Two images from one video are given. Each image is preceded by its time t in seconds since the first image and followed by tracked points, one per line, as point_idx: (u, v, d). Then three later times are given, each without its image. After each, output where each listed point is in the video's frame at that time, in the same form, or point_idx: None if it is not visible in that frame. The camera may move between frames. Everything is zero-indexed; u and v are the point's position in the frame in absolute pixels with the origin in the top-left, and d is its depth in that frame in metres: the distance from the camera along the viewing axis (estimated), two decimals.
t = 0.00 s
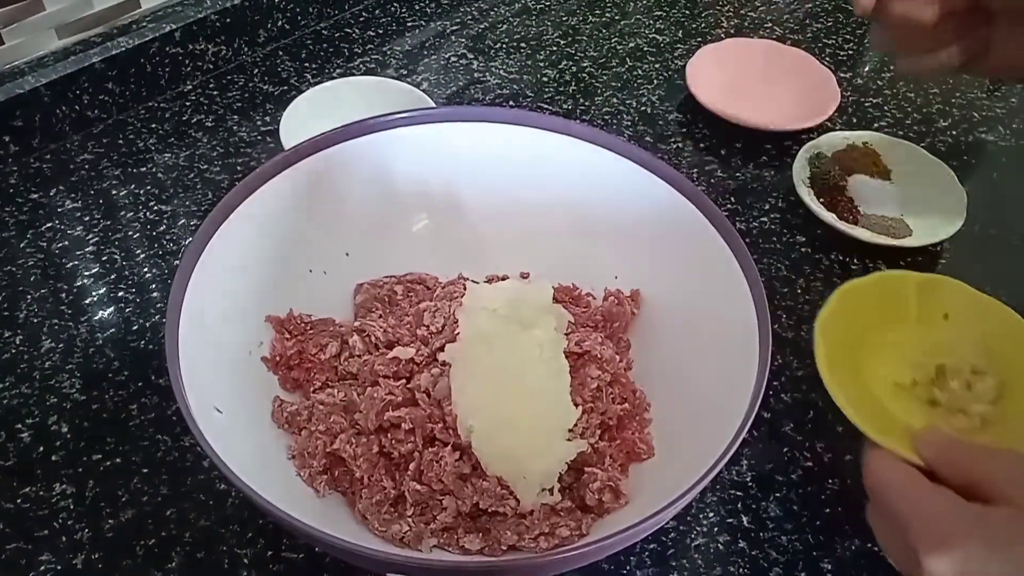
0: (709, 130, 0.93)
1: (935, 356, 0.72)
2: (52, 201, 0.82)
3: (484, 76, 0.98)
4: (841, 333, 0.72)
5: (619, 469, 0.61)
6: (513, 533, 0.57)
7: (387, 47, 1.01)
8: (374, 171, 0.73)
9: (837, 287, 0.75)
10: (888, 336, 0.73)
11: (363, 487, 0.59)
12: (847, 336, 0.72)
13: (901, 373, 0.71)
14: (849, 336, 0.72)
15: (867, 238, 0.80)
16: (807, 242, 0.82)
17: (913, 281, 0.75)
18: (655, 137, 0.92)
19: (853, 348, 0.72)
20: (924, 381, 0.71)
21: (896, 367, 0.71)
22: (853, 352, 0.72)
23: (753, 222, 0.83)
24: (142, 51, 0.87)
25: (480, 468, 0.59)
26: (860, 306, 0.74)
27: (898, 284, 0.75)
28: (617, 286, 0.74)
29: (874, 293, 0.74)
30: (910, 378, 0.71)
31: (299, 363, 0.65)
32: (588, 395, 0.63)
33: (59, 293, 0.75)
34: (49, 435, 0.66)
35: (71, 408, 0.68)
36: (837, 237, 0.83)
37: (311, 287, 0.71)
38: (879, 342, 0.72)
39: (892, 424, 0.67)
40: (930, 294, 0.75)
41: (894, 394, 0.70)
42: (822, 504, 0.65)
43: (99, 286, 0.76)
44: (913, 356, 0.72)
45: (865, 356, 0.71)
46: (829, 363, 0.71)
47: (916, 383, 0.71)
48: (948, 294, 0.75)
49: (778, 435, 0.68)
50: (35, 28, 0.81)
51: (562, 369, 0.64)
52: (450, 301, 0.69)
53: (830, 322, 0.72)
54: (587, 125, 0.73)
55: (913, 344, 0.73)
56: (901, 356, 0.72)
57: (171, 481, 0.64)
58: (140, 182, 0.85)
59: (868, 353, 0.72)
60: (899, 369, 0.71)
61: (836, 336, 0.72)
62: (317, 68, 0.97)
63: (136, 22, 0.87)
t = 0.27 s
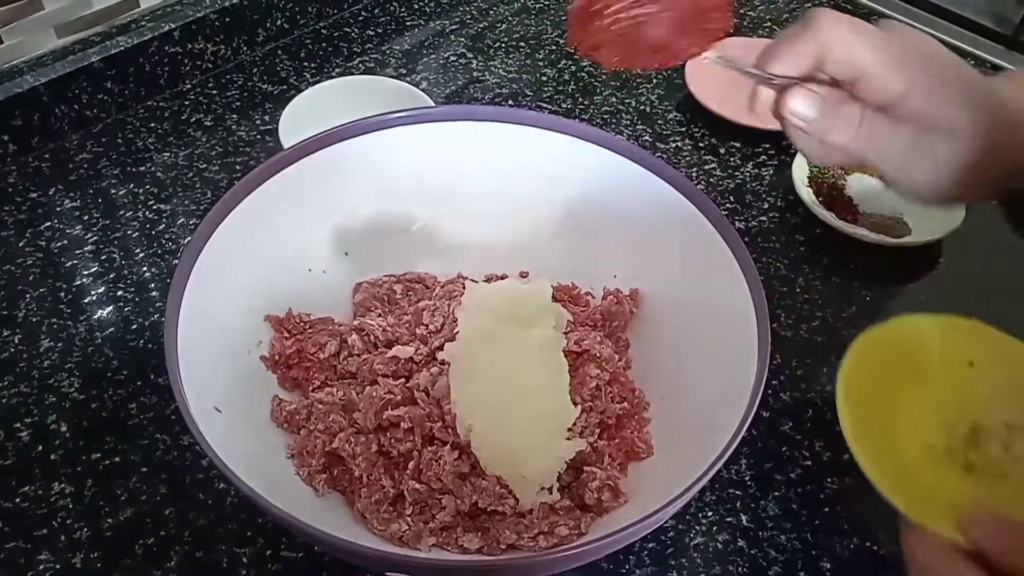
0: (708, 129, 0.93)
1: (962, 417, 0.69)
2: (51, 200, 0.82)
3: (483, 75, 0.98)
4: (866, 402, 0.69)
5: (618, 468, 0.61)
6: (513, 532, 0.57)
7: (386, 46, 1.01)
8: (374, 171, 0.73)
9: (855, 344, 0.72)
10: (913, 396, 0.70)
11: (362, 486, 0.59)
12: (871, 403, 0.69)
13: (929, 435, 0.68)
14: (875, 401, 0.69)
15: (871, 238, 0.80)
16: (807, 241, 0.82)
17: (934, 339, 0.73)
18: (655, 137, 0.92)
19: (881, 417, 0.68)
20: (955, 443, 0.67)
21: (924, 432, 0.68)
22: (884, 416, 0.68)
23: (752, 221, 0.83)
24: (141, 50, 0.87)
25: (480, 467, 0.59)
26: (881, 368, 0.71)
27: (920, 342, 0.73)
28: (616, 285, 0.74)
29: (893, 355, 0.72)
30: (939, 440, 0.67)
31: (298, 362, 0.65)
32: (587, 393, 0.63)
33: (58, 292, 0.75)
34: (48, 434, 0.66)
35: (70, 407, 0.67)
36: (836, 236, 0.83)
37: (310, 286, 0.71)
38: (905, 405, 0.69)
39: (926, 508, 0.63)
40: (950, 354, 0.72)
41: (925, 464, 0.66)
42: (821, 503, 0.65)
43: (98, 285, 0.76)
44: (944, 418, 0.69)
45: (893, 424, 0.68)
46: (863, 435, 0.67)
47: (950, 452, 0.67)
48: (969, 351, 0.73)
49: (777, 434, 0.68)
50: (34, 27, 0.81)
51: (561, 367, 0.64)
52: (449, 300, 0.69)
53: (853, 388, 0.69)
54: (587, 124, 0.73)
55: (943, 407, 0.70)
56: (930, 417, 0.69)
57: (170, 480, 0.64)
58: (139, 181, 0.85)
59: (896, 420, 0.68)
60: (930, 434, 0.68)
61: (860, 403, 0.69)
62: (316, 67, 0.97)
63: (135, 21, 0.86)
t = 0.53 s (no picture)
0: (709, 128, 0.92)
1: (989, 488, 0.66)
2: (51, 199, 0.82)
3: (484, 73, 0.98)
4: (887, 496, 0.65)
5: (618, 467, 0.61)
6: (513, 531, 0.57)
7: (387, 44, 1.01)
8: (373, 170, 0.73)
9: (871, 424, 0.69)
10: (934, 475, 0.66)
11: (362, 485, 0.59)
12: (893, 493, 0.65)
13: (958, 518, 0.64)
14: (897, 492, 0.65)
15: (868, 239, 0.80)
16: (807, 240, 0.82)
17: (947, 411, 0.70)
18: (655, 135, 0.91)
19: (904, 508, 0.64)
20: (985, 520, 0.64)
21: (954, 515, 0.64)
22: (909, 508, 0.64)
23: (752, 220, 0.83)
24: (140, 49, 0.87)
25: (480, 466, 0.60)
26: (896, 451, 0.68)
27: (932, 418, 0.70)
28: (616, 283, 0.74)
29: (906, 434, 0.68)
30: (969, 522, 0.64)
31: (299, 362, 0.65)
32: (587, 392, 0.64)
33: (58, 291, 0.75)
34: (49, 433, 0.66)
35: (70, 406, 0.67)
36: (836, 235, 0.83)
37: (310, 285, 0.71)
38: (928, 489, 0.66)
39: None
40: (965, 422, 0.70)
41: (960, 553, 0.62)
42: (821, 501, 0.65)
43: (98, 283, 0.76)
44: (969, 493, 0.65)
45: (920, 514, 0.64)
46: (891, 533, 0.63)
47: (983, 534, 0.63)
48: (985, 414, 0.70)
49: (777, 433, 0.68)
50: (34, 25, 0.81)
51: (562, 365, 0.64)
52: (448, 299, 0.69)
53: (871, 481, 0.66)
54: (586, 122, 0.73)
55: (969, 479, 0.66)
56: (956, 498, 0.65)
57: (171, 479, 0.64)
58: (139, 179, 0.85)
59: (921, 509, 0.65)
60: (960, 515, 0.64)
61: (880, 491, 0.65)
62: (316, 65, 0.97)
63: (135, 19, 0.86)
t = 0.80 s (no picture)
0: (709, 129, 0.92)
1: (1011, 503, 0.63)
2: (51, 200, 0.82)
3: (483, 74, 0.98)
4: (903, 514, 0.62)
5: (619, 467, 0.61)
6: (514, 532, 0.56)
7: (386, 45, 1.01)
8: (369, 171, 0.73)
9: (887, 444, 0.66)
10: (953, 488, 0.63)
11: (362, 489, 0.58)
12: (911, 510, 0.62)
13: (979, 532, 0.61)
14: (914, 508, 0.62)
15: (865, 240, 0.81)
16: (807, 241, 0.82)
17: (967, 421, 0.67)
18: (654, 136, 0.91)
19: (924, 525, 0.62)
20: (1006, 533, 0.61)
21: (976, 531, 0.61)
22: (928, 525, 0.61)
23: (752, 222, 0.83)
24: (140, 50, 0.87)
25: (480, 468, 0.60)
26: (912, 468, 0.65)
27: (950, 428, 0.67)
28: (612, 284, 0.73)
29: (923, 446, 0.66)
30: (992, 536, 0.61)
31: (296, 366, 0.65)
32: (587, 393, 0.64)
33: (58, 292, 0.75)
34: (48, 434, 0.66)
35: (70, 407, 0.67)
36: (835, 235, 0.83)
37: (306, 289, 0.71)
38: (949, 503, 0.63)
39: None
40: (984, 433, 0.67)
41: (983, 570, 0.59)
42: (821, 502, 0.65)
43: (98, 284, 0.76)
44: (991, 508, 0.62)
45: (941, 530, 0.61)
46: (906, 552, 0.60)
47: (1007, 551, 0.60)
48: (1005, 425, 0.67)
49: (776, 434, 0.68)
50: (33, 26, 0.81)
51: (560, 366, 0.64)
52: (446, 301, 0.70)
53: (885, 498, 0.63)
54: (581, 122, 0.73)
55: (990, 493, 0.63)
56: (977, 512, 0.62)
57: (170, 481, 0.64)
58: (139, 181, 0.84)
59: (942, 525, 0.61)
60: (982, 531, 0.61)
61: (899, 510, 0.62)
62: (316, 66, 0.97)
63: (134, 21, 0.86)
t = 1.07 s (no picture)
0: (708, 130, 0.92)
1: (1015, 520, 0.62)
2: (50, 201, 0.82)
3: (482, 75, 0.98)
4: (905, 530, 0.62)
5: (617, 467, 0.61)
6: (514, 533, 0.57)
7: (386, 46, 1.01)
8: (367, 172, 0.73)
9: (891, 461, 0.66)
10: (956, 506, 0.63)
11: (361, 490, 0.58)
12: (913, 527, 0.62)
13: (983, 550, 0.61)
14: (917, 525, 0.62)
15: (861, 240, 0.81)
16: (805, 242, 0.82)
17: (970, 437, 0.67)
18: (653, 137, 0.91)
19: (925, 541, 0.61)
20: (1010, 550, 0.61)
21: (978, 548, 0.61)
22: (930, 542, 0.61)
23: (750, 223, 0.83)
24: (139, 51, 0.87)
25: (479, 469, 0.60)
26: (914, 485, 0.65)
27: (954, 445, 0.67)
28: (610, 284, 0.74)
29: (925, 463, 0.66)
30: (996, 554, 0.60)
31: (295, 368, 0.65)
32: (585, 393, 0.64)
33: (57, 293, 0.75)
34: (47, 435, 0.66)
35: (69, 408, 0.67)
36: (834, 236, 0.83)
37: (305, 291, 0.71)
38: (951, 520, 0.62)
39: None
40: (988, 451, 0.66)
41: None
42: (819, 503, 0.65)
43: (97, 285, 0.76)
44: (994, 525, 0.62)
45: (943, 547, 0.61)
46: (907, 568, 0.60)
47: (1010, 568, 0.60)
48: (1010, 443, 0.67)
49: (774, 435, 0.68)
50: (32, 28, 0.81)
51: (559, 367, 0.64)
52: (444, 302, 0.70)
53: (887, 514, 0.63)
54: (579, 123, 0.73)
55: (993, 510, 0.63)
56: (981, 530, 0.62)
57: (168, 482, 0.64)
58: (138, 182, 0.84)
59: (943, 543, 0.61)
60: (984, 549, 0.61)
61: (903, 528, 0.62)
62: (315, 67, 0.97)
63: (133, 21, 0.86)
